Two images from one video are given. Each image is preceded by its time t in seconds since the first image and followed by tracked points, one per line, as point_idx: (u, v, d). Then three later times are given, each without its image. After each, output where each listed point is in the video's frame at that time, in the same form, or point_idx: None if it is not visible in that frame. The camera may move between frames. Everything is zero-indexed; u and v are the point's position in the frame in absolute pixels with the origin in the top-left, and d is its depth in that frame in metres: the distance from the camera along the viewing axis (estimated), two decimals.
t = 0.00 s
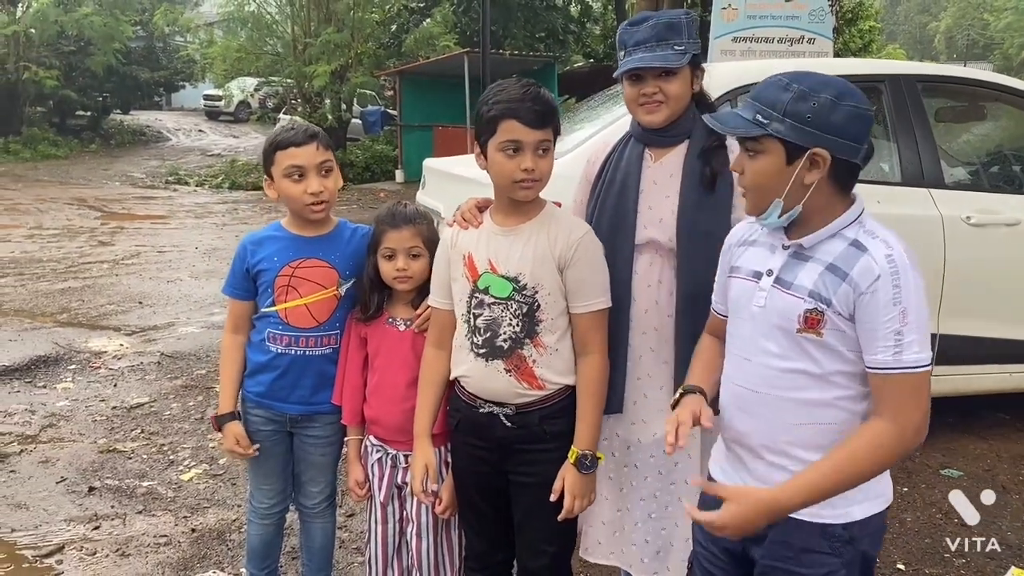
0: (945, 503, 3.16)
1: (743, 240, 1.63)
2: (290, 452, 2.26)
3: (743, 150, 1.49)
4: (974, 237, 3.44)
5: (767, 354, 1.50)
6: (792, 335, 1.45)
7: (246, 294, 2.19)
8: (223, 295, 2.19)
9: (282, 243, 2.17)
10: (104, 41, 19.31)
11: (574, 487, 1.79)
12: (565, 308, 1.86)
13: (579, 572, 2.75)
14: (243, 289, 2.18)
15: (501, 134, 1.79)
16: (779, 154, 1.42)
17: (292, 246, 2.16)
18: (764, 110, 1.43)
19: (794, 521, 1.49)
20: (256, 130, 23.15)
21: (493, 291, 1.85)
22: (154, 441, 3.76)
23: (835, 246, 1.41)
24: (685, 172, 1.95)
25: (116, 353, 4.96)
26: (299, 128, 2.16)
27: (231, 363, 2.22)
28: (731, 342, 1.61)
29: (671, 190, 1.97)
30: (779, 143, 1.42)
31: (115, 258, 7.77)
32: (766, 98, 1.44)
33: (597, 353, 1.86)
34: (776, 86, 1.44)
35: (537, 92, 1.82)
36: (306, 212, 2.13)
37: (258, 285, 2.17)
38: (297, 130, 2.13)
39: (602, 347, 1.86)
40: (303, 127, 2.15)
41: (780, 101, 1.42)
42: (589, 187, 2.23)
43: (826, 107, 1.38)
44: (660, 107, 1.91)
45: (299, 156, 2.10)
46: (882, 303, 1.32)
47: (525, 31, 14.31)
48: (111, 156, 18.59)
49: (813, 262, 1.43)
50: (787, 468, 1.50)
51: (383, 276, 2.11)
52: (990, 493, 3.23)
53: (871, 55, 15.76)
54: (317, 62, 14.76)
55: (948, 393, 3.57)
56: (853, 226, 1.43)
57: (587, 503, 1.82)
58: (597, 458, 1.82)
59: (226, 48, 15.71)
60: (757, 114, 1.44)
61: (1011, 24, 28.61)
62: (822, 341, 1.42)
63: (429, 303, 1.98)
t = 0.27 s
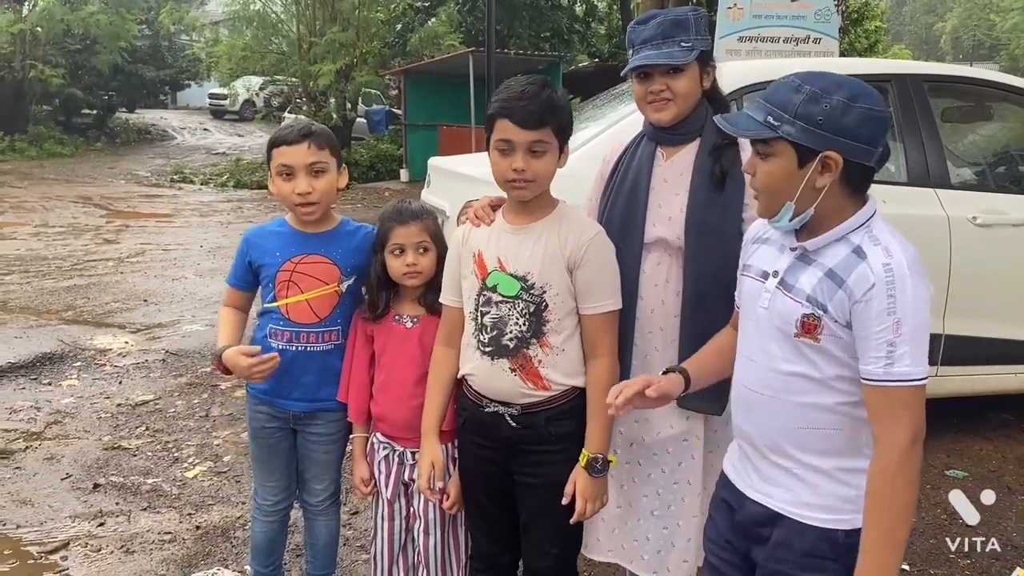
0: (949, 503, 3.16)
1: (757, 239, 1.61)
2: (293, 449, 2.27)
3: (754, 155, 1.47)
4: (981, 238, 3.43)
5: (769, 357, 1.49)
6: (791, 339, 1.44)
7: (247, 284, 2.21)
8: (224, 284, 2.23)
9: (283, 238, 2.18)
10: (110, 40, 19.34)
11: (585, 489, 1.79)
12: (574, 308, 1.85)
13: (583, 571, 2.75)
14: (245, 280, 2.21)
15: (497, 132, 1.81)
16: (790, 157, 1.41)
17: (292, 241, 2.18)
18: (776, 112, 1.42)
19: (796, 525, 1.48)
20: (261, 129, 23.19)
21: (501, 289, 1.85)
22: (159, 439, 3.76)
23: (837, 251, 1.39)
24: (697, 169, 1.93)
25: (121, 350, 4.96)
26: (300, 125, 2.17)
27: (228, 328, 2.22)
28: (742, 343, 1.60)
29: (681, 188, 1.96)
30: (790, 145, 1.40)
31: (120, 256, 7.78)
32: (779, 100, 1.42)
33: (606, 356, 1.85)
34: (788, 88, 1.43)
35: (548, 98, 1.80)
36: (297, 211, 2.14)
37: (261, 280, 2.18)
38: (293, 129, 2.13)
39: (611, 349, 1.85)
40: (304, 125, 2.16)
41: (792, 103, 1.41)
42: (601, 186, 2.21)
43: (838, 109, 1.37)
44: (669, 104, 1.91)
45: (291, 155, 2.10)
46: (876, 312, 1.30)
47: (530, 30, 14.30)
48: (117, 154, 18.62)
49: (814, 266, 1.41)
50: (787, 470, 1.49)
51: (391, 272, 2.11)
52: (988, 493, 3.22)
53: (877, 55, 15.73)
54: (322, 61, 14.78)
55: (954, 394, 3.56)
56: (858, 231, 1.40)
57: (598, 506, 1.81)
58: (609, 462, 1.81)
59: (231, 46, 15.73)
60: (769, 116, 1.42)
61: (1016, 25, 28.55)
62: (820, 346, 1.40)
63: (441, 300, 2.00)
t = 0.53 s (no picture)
0: (952, 504, 3.15)
1: (733, 242, 1.59)
2: (295, 447, 2.27)
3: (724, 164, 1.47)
4: (985, 238, 3.43)
5: (752, 357, 1.47)
6: (772, 338, 1.42)
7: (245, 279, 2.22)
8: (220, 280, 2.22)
9: (284, 235, 2.18)
10: (114, 38, 19.36)
11: (582, 496, 1.77)
12: (582, 312, 1.83)
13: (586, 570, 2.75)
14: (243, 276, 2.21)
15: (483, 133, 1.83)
16: (756, 163, 1.40)
17: (294, 238, 2.18)
18: (736, 121, 1.42)
19: (785, 524, 1.45)
20: (264, 128, 23.21)
21: (508, 289, 1.85)
22: (162, 436, 3.77)
23: (812, 248, 1.38)
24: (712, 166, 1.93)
25: (124, 347, 4.97)
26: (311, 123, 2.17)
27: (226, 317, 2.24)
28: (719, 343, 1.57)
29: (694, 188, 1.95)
30: (756, 152, 1.40)
31: (124, 253, 7.80)
32: (739, 109, 1.42)
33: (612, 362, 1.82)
34: (748, 96, 1.43)
35: (547, 104, 1.78)
36: (304, 209, 2.14)
37: (262, 276, 2.18)
38: (308, 126, 2.13)
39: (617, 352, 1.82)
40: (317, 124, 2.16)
41: (754, 110, 1.40)
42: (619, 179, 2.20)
43: (798, 111, 1.37)
44: (660, 102, 1.87)
45: (304, 153, 2.10)
46: (858, 305, 1.29)
47: (534, 29, 14.31)
48: (120, 152, 18.65)
49: (791, 264, 1.40)
50: (772, 469, 1.47)
51: (395, 270, 2.11)
52: (988, 493, 3.23)
53: (880, 55, 15.72)
54: (326, 60, 14.79)
55: (958, 394, 3.55)
56: (833, 227, 1.38)
57: (594, 514, 1.79)
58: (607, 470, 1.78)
59: (235, 45, 15.75)
60: (731, 127, 1.42)
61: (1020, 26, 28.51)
62: (801, 343, 1.39)
63: (453, 297, 2.03)
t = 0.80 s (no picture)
0: (952, 504, 3.16)
1: (661, 245, 1.58)
2: (294, 445, 2.27)
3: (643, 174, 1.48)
4: (986, 238, 3.43)
5: (690, 356, 1.46)
6: (708, 336, 1.43)
7: (243, 281, 2.22)
8: (219, 281, 2.23)
9: (282, 233, 2.18)
10: (116, 36, 19.35)
11: (575, 502, 1.75)
12: (583, 315, 1.82)
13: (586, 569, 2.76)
14: (241, 276, 2.21)
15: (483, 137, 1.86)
16: (674, 169, 1.42)
17: (291, 236, 2.18)
18: (650, 130, 1.45)
19: (738, 519, 1.44)
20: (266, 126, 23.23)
21: (510, 289, 1.86)
22: (163, 434, 3.77)
23: (741, 244, 1.40)
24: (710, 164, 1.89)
25: (125, 345, 4.98)
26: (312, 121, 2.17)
27: (227, 329, 2.24)
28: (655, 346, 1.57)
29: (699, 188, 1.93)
30: (670, 157, 1.42)
31: (126, 251, 7.81)
32: (652, 119, 1.45)
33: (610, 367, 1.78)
34: (659, 107, 1.46)
35: (534, 105, 1.78)
36: (308, 204, 2.13)
37: (260, 275, 2.18)
38: (310, 122, 2.14)
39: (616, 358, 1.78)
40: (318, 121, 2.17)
41: (666, 117, 1.44)
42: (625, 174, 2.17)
43: (705, 115, 1.40)
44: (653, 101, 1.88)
45: (309, 148, 2.11)
46: (790, 294, 1.32)
47: (535, 28, 14.31)
48: (121, 150, 18.65)
49: (722, 262, 1.42)
50: (718, 465, 1.47)
51: (396, 268, 2.12)
52: (990, 493, 3.23)
53: (882, 54, 15.74)
54: (327, 58, 14.80)
55: (958, 395, 3.55)
56: (759, 223, 1.42)
57: (588, 519, 1.77)
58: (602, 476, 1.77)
59: (237, 43, 15.75)
60: (646, 136, 1.45)
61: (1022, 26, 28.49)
62: (737, 337, 1.40)
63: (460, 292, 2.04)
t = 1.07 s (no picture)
0: (949, 505, 3.16)
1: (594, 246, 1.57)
2: (291, 444, 2.28)
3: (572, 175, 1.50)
4: (985, 239, 3.43)
5: (632, 355, 1.46)
6: (644, 334, 1.43)
7: (240, 283, 2.19)
8: (216, 285, 2.20)
9: (277, 232, 2.18)
10: (115, 34, 19.36)
11: (568, 505, 1.74)
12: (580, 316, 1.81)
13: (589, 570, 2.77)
14: (237, 278, 2.19)
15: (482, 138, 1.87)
16: (593, 170, 1.44)
17: (288, 234, 2.18)
18: (570, 133, 1.46)
19: (698, 511, 1.44)
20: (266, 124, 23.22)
21: (508, 288, 1.86)
22: (162, 433, 3.77)
23: (668, 241, 1.41)
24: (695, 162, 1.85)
25: (125, 344, 4.98)
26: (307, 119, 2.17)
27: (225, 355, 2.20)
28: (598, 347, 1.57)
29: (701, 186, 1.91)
30: (590, 158, 1.43)
31: (125, 250, 7.81)
32: (571, 121, 1.47)
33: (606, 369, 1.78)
34: (579, 109, 1.48)
35: (526, 107, 1.78)
36: (305, 202, 2.14)
37: (255, 274, 2.18)
38: (304, 121, 2.14)
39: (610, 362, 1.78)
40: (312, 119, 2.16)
41: (582, 119, 1.45)
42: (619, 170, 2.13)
43: (618, 114, 1.41)
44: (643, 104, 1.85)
45: (304, 146, 2.10)
46: (717, 286, 1.34)
47: (535, 28, 14.31)
48: (121, 148, 18.65)
49: (653, 260, 1.42)
50: (670, 459, 1.47)
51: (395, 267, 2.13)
52: (989, 493, 3.24)
53: (882, 54, 15.76)
54: (327, 57, 14.80)
55: (956, 395, 3.56)
56: (683, 219, 1.43)
57: (582, 522, 1.76)
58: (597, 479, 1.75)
59: (237, 42, 15.74)
60: (566, 139, 1.46)
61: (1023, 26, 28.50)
62: (673, 333, 1.41)
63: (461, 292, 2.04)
